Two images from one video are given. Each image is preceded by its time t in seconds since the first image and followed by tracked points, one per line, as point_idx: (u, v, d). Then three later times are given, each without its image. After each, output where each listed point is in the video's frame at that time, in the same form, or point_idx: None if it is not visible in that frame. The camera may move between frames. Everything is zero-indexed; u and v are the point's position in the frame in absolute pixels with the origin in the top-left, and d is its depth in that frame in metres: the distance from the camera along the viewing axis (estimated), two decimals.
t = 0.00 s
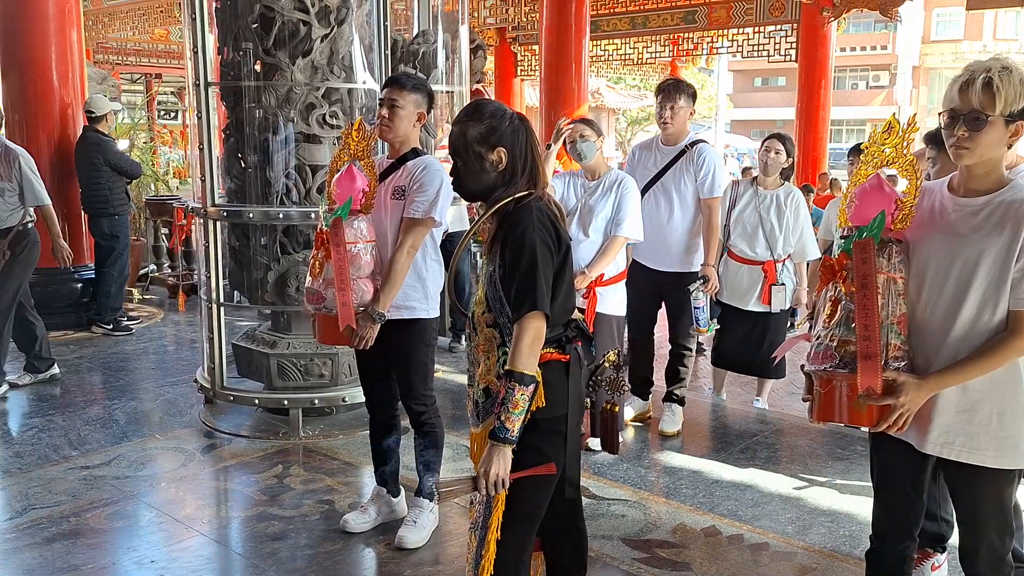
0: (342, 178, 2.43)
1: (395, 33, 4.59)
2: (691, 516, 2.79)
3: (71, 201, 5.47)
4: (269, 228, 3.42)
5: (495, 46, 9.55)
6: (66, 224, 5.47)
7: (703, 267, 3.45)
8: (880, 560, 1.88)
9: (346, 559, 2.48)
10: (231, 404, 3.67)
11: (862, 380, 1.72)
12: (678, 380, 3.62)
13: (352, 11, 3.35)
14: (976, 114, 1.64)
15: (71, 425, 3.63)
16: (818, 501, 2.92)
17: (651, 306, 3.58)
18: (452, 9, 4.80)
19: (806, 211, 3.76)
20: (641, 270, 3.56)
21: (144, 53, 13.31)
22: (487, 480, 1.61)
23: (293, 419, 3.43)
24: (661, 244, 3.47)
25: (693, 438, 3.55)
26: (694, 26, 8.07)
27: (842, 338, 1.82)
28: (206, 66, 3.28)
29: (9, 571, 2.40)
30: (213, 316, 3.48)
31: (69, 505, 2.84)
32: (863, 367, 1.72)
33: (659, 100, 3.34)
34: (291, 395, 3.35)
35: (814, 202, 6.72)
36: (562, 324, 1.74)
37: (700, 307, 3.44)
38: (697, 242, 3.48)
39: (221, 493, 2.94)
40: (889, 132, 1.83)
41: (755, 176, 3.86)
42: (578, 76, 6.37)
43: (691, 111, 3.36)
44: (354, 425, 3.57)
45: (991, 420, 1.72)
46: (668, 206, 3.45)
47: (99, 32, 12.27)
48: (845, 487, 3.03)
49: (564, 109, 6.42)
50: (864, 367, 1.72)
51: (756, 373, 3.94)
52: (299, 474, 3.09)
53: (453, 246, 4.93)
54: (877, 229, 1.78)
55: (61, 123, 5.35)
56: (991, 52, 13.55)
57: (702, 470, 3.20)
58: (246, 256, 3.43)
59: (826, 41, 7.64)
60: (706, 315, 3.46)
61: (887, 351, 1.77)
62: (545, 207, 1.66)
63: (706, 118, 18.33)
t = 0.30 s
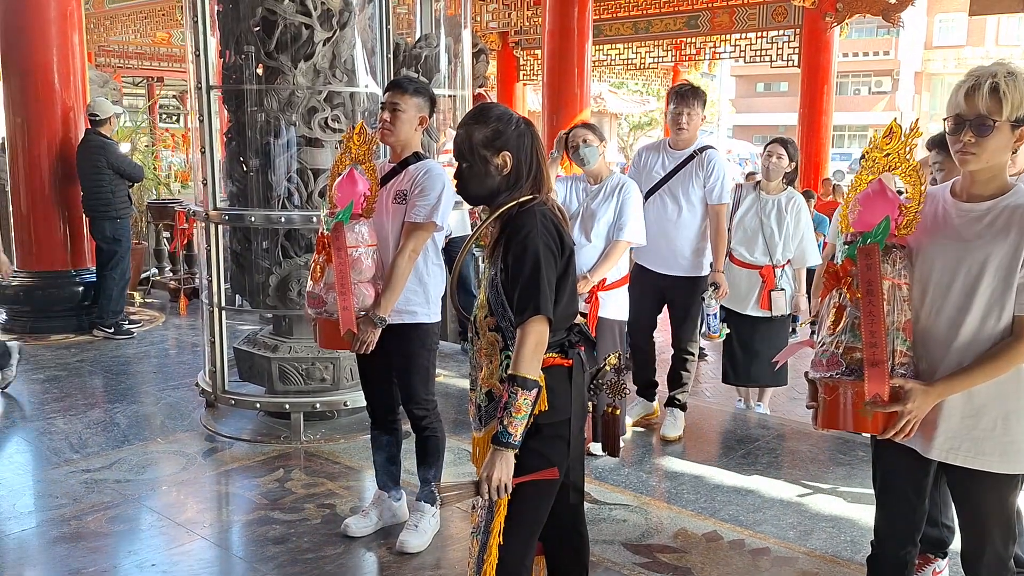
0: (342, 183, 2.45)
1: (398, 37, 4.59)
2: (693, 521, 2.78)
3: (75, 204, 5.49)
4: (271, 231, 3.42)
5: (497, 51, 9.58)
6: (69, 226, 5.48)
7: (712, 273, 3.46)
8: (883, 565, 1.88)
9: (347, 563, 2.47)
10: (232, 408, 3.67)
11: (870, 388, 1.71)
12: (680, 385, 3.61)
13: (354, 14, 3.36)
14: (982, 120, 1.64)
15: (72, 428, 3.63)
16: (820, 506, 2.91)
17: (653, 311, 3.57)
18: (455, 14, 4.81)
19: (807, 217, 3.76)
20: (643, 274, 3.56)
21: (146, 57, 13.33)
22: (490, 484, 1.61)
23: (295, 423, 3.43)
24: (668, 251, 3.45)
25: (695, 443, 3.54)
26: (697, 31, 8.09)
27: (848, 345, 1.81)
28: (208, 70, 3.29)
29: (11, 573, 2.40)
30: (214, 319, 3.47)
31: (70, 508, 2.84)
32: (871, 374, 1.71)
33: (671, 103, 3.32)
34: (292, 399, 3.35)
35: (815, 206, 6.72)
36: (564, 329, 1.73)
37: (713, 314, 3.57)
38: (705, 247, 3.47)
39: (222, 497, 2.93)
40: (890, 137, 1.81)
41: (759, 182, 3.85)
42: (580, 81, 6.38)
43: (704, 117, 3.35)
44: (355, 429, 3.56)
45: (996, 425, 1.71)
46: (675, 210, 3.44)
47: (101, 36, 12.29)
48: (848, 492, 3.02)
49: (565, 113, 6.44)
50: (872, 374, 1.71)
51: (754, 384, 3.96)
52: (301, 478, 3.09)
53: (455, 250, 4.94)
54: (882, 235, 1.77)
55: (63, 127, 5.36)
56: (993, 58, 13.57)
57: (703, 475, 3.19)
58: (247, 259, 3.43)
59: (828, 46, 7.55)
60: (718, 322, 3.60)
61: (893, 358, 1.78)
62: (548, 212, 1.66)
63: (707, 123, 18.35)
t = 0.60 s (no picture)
0: (344, 184, 2.44)
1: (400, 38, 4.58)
2: (694, 523, 2.78)
3: (76, 206, 5.49)
4: (272, 232, 3.42)
5: (499, 52, 9.58)
6: (70, 228, 5.48)
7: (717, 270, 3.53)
8: (885, 566, 1.88)
9: (347, 565, 2.47)
10: (233, 409, 3.66)
11: (877, 392, 1.71)
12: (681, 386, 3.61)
13: (356, 15, 3.36)
14: (986, 122, 1.63)
15: (72, 429, 3.62)
16: (821, 508, 2.91)
17: (655, 312, 3.57)
18: (457, 15, 4.81)
19: (804, 217, 3.74)
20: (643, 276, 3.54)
21: (147, 58, 13.32)
22: (492, 486, 1.60)
23: (296, 424, 3.42)
24: (670, 251, 3.45)
25: (697, 445, 3.53)
26: (698, 32, 8.09)
27: (855, 347, 1.82)
28: (209, 70, 3.29)
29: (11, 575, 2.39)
30: (216, 321, 3.47)
31: (71, 510, 2.84)
32: (877, 378, 1.71)
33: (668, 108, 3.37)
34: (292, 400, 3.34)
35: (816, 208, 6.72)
36: (567, 331, 1.73)
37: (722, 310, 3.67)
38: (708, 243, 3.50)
39: (223, 499, 2.93)
40: (891, 139, 1.80)
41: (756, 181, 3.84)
42: (581, 82, 6.37)
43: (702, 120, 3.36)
44: (356, 430, 3.56)
45: (1002, 428, 1.71)
46: (674, 205, 3.43)
47: (102, 37, 12.28)
48: (849, 495, 3.02)
49: (567, 114, 6.44)
50: (879, 378, 1.70)
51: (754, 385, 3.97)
52: (302, 480, 3.08)
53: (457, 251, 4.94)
54: (888, 237, 1.77)
55: (64, 127, 5.36)
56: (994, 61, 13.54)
57: (705, 477, 3.19)
58: (248, 260, 3.43)
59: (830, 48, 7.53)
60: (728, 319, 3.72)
61: (899, 361, 1.77)
62: (552, 213, 1.66)
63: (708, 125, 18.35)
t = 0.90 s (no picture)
0: (347, 183, 2.45)
1: (402, 39, 4.57)
2: (696, 525, 2.77)
3: (80, 205, 5.51)
4: (275, 233, 3.42)
5: (501, 52, 9.58)
6: (73, 227, 5.49)
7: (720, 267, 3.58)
8: (888, 569, 1.89)
9: (349, 565, 2.47)
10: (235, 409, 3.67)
11: (886, 395, 1.71)
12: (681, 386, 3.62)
13: (359, 15, 3.36)
14: (991, 125, 1.63)
15: (75, 428, 3.63)
16: (823, 511, 2.90)
17: (657, 313, 3.57)
18: (459, 15, 4.81)
19: (806, 216, 3.72)
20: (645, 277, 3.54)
21: (150, 57, 13.34)
22: (498, 488, 1.60)
23: (297, 424, 3.43)
24: (668, 252, 3.44)
25: (698, 446, 3.53)
26: (701, 33, 8.08)
27: (863, 351, 1.81)
28: (212, 70, 3.28)
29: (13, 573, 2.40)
30: (218, 320, 3.47)
31: (73, 509, 2.84)
32: (886, 382, 1.71)
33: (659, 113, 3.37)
34: (295, 400, 3.36)
35: (819, 210, 6.70)
36: (572, 332, 1.73)
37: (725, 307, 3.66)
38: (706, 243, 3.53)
39: (225, 498, 2.93)
40: (897, 141, 1.82)
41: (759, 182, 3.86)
42: (584, 83, 6.37)
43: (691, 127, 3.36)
44: (358, 431, 3.56)
45: (1010, 432, 1.70)
46: (670, 207, 3.43)
47: (105, 36, 12.29)
48: (851, 498, 3.01)
49: (569, 115, 6.43)
50: (888, 381, 1.71)
51: (758, 384, 3.95)
52: (303, 480, 3.09)
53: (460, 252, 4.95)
54: (895, 240, 1.76)
55: (68, 127, 5.36)
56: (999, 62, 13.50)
57: (707, 479, 3.18)
58: (251, 260, 3.43)
59: (833, 49, 7.52)
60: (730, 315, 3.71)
61: (907, 365, 1.76)
62: (558, 215, 1.65)
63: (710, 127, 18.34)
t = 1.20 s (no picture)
0: (348, 183, 2.42)
1: (405, 37, 4.56)
2: (697, 527, 2.77)
3: (82, 202, 5.50)
4: (277, 231, 3.41)
5: (504, 52, 9.56)
6: (75, 224, 5.48)
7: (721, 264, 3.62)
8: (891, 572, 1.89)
9: (349, 564, 2.46)
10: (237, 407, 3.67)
11: (888, 397, 1.70)
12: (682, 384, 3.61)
13: (363, 14, 3.36)
14: (997, 127, 1.63)
15: (77, 425, 3.63)
16: (824, 513, 2.90)
17: (658, 314, 3.57)
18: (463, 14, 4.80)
19: (809, 219, 3.72)
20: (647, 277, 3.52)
21: (153, 55, 13.34)
22: (504, 490, 1.59)
23: (298, 422, 3.42)
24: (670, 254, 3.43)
25: (700, 448, 3.52)
26: (705, 34, 8.06)
27: (866, 353, 1.81)
28: (216, 68, 3.29)
29: (14, 569, 2.39)
30: (219, 318, 3.48)
31: (74, 505, 2.84)
32: (889, 384, 1.70)
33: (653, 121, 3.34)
34: (296, 399, 3.36)
35: (822, 212, 6.68)
36: (574, 333, 1.72)
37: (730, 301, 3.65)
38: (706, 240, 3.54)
39: (226, 496, 2.93)
40: (907, 143, 1.81)
41: (762, 184, 3.84)
42: (587, 83, 6.36)
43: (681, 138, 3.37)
44: (359, 430, 3.55)
45: (1014, 436, 1.70)
46: (670, 209, 3.42)
47: (109, 34, 12.29)
48: (853, 500, 3.00)
49: (572, 115, 6.42)
50: (890, 383, 1.70)
51: (758, 387, 3.96)
52: (304, 478, 3.08)
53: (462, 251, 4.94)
54: (900, 242, 1.77)
55: (71, 123, 5.37)
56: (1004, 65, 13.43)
57: (708, 481, 3.18)
58: (253, 259, 3.43)
59: (837, 51, 7.63)
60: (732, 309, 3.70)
61: (911, 367, 1.76)
62: (563, 215, 1.65)
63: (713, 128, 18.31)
